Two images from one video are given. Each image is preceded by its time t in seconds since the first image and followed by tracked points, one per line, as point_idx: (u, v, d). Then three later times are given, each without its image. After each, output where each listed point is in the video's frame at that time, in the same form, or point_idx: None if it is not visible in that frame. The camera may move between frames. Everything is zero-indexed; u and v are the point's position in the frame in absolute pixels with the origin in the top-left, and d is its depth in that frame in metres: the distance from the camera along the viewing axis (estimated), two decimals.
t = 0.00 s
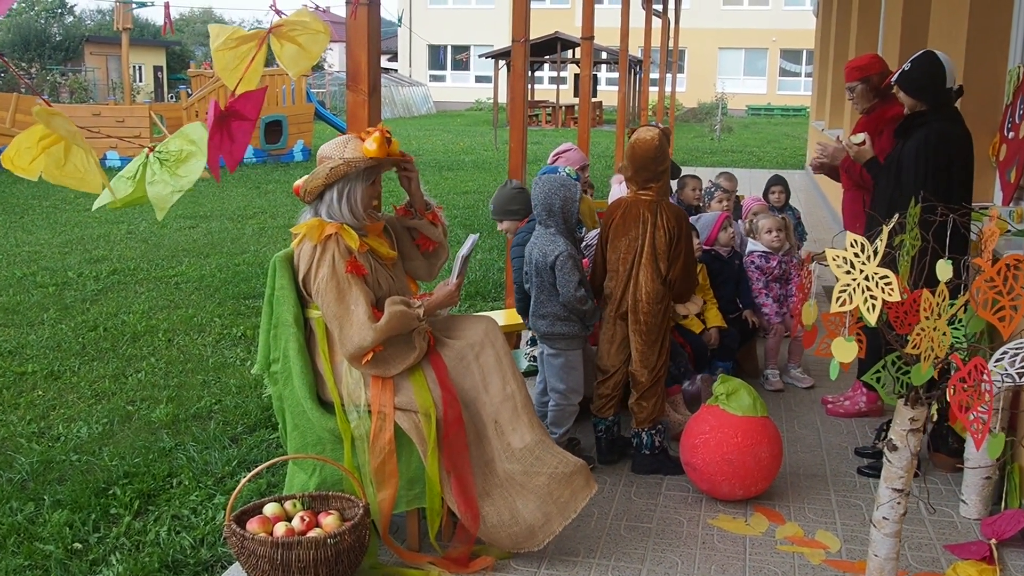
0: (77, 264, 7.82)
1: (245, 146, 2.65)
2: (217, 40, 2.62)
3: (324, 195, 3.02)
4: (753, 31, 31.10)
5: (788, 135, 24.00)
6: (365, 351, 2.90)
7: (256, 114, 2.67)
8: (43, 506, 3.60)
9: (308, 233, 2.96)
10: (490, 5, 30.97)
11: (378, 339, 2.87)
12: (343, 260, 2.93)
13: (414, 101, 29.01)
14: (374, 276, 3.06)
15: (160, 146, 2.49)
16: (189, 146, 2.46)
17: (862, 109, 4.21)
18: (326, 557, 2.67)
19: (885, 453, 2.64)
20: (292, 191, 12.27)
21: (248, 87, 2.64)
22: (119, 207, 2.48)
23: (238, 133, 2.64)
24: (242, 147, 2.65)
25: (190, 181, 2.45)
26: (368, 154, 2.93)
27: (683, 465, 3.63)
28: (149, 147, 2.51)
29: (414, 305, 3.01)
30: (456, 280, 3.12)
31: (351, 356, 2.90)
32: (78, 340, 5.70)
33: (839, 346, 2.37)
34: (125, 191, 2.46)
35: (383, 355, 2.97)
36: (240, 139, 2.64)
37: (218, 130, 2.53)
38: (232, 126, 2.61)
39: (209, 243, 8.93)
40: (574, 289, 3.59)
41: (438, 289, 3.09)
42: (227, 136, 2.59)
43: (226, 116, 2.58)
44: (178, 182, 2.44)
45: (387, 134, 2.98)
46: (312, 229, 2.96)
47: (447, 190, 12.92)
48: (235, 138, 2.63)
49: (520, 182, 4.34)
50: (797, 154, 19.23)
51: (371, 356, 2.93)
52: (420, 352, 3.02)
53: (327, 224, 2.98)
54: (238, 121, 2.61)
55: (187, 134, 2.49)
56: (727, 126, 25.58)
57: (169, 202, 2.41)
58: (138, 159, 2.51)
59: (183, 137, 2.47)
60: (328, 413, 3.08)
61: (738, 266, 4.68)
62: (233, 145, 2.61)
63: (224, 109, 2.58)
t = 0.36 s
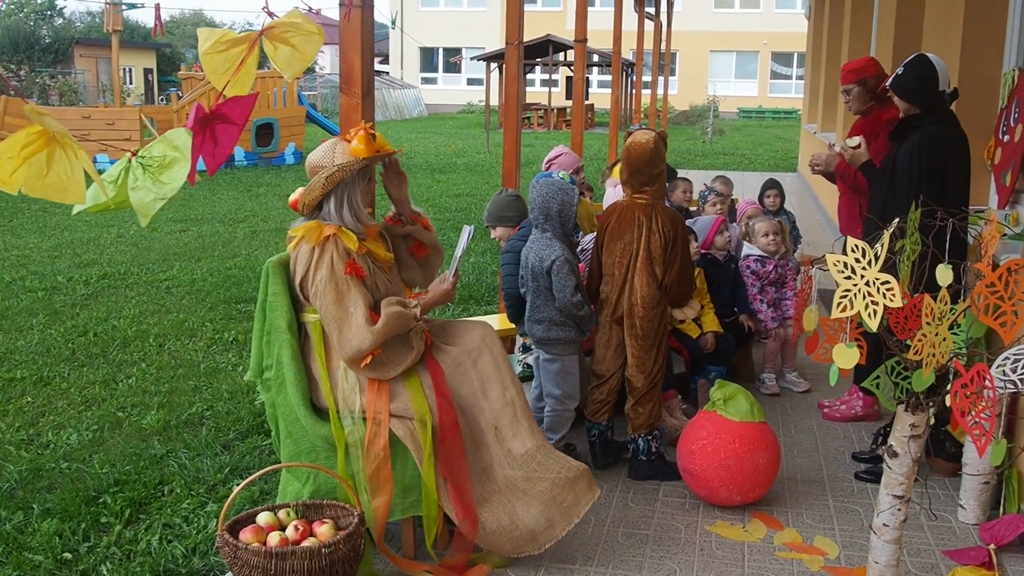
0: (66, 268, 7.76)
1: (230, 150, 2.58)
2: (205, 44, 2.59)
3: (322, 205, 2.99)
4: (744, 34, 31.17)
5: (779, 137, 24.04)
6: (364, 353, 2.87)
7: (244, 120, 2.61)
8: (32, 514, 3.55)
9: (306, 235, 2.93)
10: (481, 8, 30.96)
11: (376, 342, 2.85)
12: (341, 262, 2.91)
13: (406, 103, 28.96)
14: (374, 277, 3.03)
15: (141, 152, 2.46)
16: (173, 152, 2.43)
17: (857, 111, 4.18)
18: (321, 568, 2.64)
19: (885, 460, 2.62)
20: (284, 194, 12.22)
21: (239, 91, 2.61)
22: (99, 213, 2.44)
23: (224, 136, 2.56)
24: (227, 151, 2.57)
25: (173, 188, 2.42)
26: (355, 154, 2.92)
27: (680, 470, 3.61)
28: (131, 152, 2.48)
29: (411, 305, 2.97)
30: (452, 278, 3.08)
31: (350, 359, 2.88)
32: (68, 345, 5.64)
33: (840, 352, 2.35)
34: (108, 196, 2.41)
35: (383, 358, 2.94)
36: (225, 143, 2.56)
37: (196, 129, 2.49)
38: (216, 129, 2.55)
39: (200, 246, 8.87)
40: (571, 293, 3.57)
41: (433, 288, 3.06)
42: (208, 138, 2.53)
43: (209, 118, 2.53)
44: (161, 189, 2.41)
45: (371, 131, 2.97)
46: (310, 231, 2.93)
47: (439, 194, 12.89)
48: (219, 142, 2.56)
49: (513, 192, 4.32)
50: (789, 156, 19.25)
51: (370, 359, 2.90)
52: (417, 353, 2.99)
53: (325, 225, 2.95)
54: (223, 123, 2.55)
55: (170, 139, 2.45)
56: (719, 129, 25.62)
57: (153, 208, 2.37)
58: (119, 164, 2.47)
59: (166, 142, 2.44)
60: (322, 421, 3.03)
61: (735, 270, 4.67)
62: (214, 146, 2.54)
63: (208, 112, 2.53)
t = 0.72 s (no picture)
0: (53, 270, 7.68)
1: (244, 153, 2.60)
2: (201, 51, 2.53)
3: (314, 208, 2.93)
4: (734, 35, 31.20)
5: (769, 139, 24.09)
6: (354, 361, 2.83)
7: (252, 118, 2.61)
8: (19, 523, 3.50)
9: (294, 241, 2.89)
10: (472, 9, 30.93)
11: (366, 350, 2.80)
12: (329, 269, 2.87)
13: (396, 104, 28.88)
14: (364, 283, 2.99)
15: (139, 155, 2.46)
16: (171, 162, 2.46)
17: (853, 111, 4.14)
18: None
19: (885, 465, 2.59)
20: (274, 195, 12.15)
21: (245, 90, 2.58)
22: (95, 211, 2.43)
23: (236, 139, 2.58)
24: (241, 153, 2.60)
25: (169, 201, 2.45)
26: (355, 159, 2.88)
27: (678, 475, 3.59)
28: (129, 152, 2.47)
29: (403, 311, 2.92)
30: (447, 284, 3.03)
31: (340, 367, 2.83)
32: (55, 349, 5.58)
33: (842, 357, 2.33)
34: (100, 196, 2.41)
35: (373, 365, 2.91)
36: (237, 145, 2.59)
37: (202, 134, 2.52)
38: (226, 131, 2.58)
39: (189, 248, 8.81)
40: (568, 298, 3.54)
41: (426, 294, 3.02)
42: (218, 141, 2.56)
43: (216, 121, 2.56)
44: (157, 202, 2.44)
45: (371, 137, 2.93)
46: (297, 237, 2.90)
47: (430, 195, 12.83)
48: (231, 144, 2.58)
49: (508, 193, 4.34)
50: (780, 158, 19.28)
51: (361, 366, 2.86)
52: (411, 359, 2.95)
53: (312, 231, 2.91)
54: (232, 126, 2.57)
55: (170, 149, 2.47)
56: (709, 130, 25.62)
57: (147, 220, 2.40)
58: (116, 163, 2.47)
59: (166, 152, 2.45)
60: (315, 427, 3.00)
61: (730, 273, 4.64)
62: (226, 150, 2.57)
63: (213, 114, 2.55)
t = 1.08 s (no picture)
0: (27, 272, 7.56)
1: (226, 151, 2.51)
2: (179, 45, 2.47)
3: (297, 213, 2.91)
4: (713, 37, 31.31)
5: (749, 140, 24.20)
6: (343, 364, 2.80)
7: (233, 117, 2.53)
8: None
9: (278, 243, 2.86)
10: (451, 9, 30.85)
11: (355, 352, 2.78)
12: (316, 270, 2.83)
13: (376, 104, 28.76)
14: (351, 286, 2.95)
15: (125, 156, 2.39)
16: (155, 150, 2.36)
17: (839, 112, 4.11)
18: None
19: (875, 470, 2.57)
20: (252, 195, 12.04)
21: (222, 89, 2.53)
22: (90, 225, 2.38)
23: (217, 138, 2.49)
24: (223, 152, 2.50)
25: (161, 187, 2.35)
26: (331, 160, 2.84)
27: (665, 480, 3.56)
28: (115, 156, 2.41)
29: (388, 313, 2.92)
30: (429, 287, 3.00)
31: (328, 371, 2.81)
32: (29, 353, 5.48)
33: (833, 362, 2.32)
34: (96, 208, 2.36)
35: (361, 367, 2.89)
36: (219, 144, 2.50)
37: (182, 134, 2.43)
38: (207, 130, 2.49)
39: (167, 249, 8.70)
40: (555, 301, 3.52)
41: (411, 294, 2.98)
42: (200, 141, 2.46)
43: (197, 121, 2.47)
44: (149, 191, 2.35)
45: (347, 137, 2.90)
46: (282, 239, 2.86)
47: (411, 195, 12.76)
48: (212, 143, 2.49)
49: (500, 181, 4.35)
50: (760, 159, 19.36)
51: (349, 369, 2.83)
52: (398, 361, 2.95)
53: (298, 232, 2.88)
54: (212, 124, 2.49)
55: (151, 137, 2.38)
56: (689, 131, 25.69)
57: (144, 213, 2.32)
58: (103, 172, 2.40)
59: (146, 140, 2.36)
60: (297, 433, 2.93)
61: (713, 274, 4.61)
62: (208, 150, 2.47)
63: (194, 114, 2.47)
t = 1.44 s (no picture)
0: None
1: (183, 153, 2.47)
2: (141, 44, 2.42)
3: (282, 210, 2.83)
4: (678, 38, 31.51)
5: (713, 141, 24.39)
6: (319, 369, 2.75)
7: (195, 119, 2.48)
8: None
9: (262, 241, 2.78)
10: (416, 8, 30.73)
11: (334, 357, 2.73)
12: (298, 271, 2.76)
13: (340, 103, 28.55)
14: (333, 288, 2.88)
15: (80, 156, 2.32)
16: (112, 156, 2.29)
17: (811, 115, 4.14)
18: None
19: (848, 474, 2.57)
20: (216, 195, 11.87)
21: (185, 88, 2.46)
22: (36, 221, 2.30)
23: (174, 139, 2.45)
24: (180, 154, 2.46)
25: (114, 198, 2.28)
26: (318, 154, 2.79)
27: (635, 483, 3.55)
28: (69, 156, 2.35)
29: (366, 315, 2.87)
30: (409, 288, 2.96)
31: (304, 374, 2.76)
32: None
33: (807, 366, 2.30)
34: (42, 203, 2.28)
35: (338, 372, 2.84)
36: (176, 145, 2.45)
37: (139, 134, 2.39)
38: (165, 131, 2.44)
39: (129, 249, 8.54)
40: (526, 303, 3.49)
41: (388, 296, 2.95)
42: (157, 142, 2.42)
43: (155, 120, 2.43)
44: (101, 199, 2.28)
45: (331, 132, 2.84)
46: (265, 237, 2.78)
47: (377, 195, 12.66)
48: (169, 144, 2.44)
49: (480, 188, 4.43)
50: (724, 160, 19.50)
51: (325, 373, 2.78)
52: (373, 366, 2.89)
53: (282, 232, 2.80)
54: (170, 125, 2.44)
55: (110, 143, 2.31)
56: (654, 131, 25.82)
57: (91, 221, 2.25)
58: (55, 169, 2.34)
59: (105, 145, 2.29)
60: (265, 438, 2.86)
61: (679, 276, 4.63)
62: (164, 150, 2.43)
63: (152, 113, 2.43)
